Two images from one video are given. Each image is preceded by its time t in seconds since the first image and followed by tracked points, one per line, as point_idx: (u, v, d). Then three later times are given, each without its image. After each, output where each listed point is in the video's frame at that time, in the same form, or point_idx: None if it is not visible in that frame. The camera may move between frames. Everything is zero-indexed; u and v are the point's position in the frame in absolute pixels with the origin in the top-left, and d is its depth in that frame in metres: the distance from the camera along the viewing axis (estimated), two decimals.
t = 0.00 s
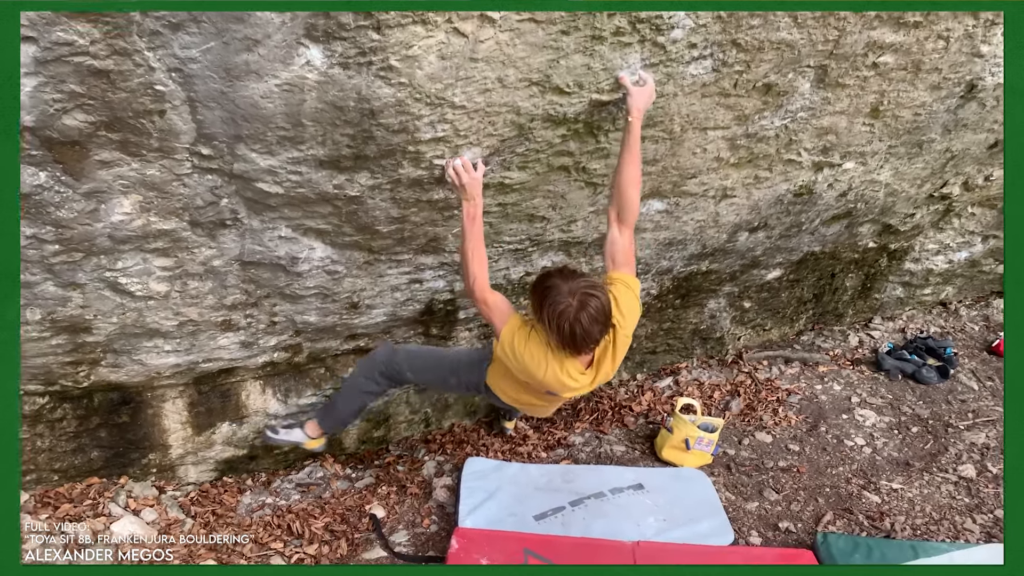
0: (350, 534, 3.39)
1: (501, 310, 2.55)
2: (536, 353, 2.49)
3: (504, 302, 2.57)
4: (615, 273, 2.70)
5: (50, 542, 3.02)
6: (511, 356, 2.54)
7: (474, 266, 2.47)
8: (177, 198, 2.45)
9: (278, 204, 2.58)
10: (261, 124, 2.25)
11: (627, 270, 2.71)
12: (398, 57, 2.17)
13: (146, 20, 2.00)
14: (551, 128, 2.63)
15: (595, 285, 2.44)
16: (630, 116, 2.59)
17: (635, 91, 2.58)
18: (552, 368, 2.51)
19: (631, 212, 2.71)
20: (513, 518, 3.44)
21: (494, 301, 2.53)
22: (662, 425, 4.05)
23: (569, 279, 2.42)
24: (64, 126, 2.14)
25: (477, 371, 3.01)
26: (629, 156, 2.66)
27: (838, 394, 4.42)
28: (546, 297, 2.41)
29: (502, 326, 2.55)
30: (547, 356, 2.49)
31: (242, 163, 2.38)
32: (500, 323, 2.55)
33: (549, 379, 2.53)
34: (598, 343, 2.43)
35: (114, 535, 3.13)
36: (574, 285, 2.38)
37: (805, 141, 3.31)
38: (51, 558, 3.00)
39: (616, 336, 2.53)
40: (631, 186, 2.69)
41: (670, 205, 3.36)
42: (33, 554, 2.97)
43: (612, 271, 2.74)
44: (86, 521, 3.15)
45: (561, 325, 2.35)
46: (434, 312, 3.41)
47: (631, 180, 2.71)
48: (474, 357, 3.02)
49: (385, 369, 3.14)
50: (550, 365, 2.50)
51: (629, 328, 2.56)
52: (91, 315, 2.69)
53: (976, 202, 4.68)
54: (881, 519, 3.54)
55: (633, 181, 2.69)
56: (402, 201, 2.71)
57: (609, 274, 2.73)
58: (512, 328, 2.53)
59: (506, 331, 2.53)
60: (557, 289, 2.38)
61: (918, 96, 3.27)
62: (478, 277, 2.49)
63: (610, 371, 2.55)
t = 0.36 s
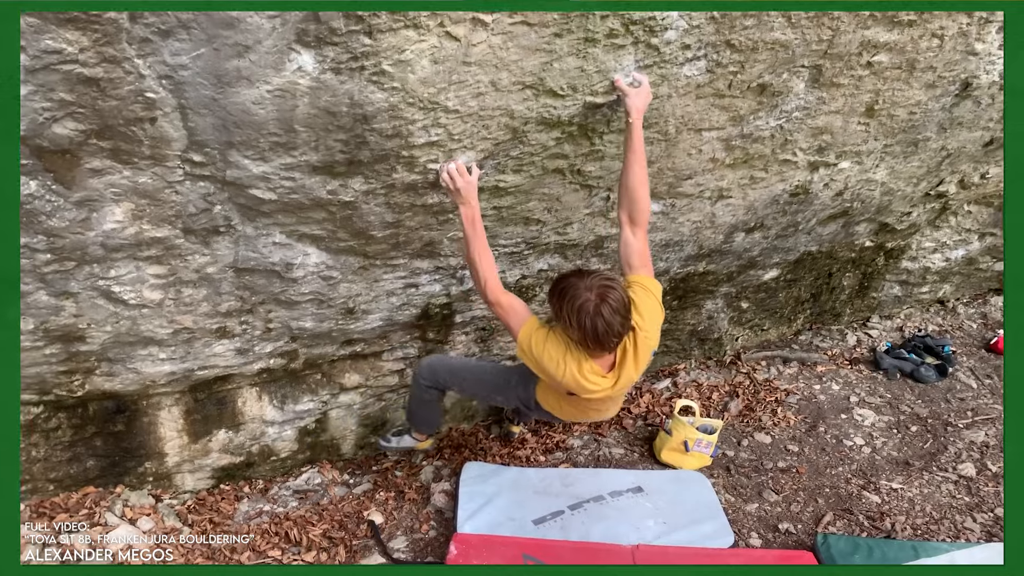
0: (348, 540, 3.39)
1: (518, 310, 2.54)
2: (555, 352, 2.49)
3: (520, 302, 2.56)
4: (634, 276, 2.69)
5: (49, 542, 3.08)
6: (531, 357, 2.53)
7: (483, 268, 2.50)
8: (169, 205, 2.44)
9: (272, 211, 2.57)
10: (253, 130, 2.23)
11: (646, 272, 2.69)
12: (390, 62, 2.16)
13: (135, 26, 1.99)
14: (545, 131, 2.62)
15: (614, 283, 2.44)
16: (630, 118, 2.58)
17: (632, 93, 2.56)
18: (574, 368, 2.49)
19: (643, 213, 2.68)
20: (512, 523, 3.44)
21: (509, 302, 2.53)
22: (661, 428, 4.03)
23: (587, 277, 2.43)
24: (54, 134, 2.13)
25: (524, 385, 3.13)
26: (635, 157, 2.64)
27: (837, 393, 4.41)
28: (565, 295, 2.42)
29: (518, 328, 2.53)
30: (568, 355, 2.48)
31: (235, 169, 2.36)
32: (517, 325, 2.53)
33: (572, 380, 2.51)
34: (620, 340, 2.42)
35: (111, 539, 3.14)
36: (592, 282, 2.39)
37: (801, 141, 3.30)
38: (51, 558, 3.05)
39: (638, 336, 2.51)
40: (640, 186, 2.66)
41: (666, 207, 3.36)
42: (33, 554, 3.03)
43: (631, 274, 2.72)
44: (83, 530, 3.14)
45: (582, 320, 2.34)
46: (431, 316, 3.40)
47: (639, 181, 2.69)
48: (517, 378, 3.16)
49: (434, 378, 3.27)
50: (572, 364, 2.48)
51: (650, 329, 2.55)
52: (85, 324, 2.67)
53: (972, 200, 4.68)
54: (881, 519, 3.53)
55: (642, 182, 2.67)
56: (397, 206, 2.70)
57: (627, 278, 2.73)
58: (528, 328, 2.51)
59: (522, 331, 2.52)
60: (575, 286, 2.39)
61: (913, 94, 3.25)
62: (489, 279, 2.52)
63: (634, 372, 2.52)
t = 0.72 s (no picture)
0: (344, 541, 3.37)
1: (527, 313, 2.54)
2: (563, 355, 2.48)
3: (528, 304, 2.55)
4: (642, 281, 2.70)
5: (48, 541, 3.04)
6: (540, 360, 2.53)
7: (489, 272, 2.50)
8: (172, 202, 2.43)
9: (273, 209, 2.56)
10: (257, 128, 2.23)
11: (653, 276, 2.69)
12: (395, 62, 2.15)
13: (140, 22, 1.98)
14: (550, 134, 2.62)
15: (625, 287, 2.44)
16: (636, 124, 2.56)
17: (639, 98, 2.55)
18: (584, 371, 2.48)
19: (649, 218, 2.68)
20: (509, 526, 3.42)
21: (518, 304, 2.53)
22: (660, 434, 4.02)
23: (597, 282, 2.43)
24: (58, 129, 2.12)
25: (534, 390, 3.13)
26: (642, 162, 2.62)
27: (837, 403, 4.40)
28: (575, 298, 2.41)
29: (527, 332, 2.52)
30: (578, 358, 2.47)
31: (237, 167, 2.36)
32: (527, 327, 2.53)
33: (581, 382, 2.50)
34: (629, 342, 2.42)
35: (107, 538, 3.12)
36: (603, 285, 2.39)
37: (805, 150, 3.29)
38: (50, 558, 3.01)
39: (647, 341, 2.51)
40: (647, 191, 2.65)
41: (669, 212, 3.35)
42: (32, 554, 2.99)
43: (638, 279, 2.73)
44: (79, 526, 3.12)
45: (593, 323, 2.34)
46: (432, 317, 3.39)
47: (646, 185, 2.68)
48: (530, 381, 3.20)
49: (446, 400, 3.35)
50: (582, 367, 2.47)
51: (659, 333, 2.55)
52: (85, 319, 2.67)
53: (976, 212, 4.67)
54: (879, 530, 3.52)
55: (649, 186, 2.65)
56: (399, 207, 2.69)
57: (635, 283, 2.73)
58: (537, 331, 2.51)
59: (530, 333, 2.51)
60: (586, 289, 2.39)
61: (920, 104, 3.23)
62: (496, 283, 2.51)
63: (643, 376, 2.52)
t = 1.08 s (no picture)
0: (334, 536, 3.39)
1: (508, 319, 2.56)
2: (543, 360, 2.48)
3: (511, 311, 2.58)
4: (628, 293, 2.69)
5: (48, 541, 2.97)
6: (519, 365, 2.54)
7: (478, 278, 2.52)
8: (180, 191, 2.48)
9: (281, 204, 2.60)
10: (266, 124, 2.28)
11: (639, 290, 2.70)
12: (404, 65, 2.19)
13: (157, 16, 2.03)
14: (555, 143, 2.64)
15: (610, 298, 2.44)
16: (638, 136, 2.59)
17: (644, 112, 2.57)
18: (562, 381, 2.48)
19: (642, 231, 2.69)
20: (499, 530, 3.44)
21: (500, 310, 2.55)
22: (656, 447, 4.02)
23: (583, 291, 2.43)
24: (73, 116, 2.18)
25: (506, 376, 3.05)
26: (640, 175, 2.65)
27: (836, 426, 4.37)
28: (560, 306, 2.41)
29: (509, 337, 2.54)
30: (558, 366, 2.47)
31: (246, 161, 2.40)
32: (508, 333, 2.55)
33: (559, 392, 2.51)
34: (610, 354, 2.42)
35: (102, 522, 3.14)
36: (589, 294, 2.38)
37: (812, 171, 3.30)
38: (50, 558, 2.94)
39: (627, 355, 2.51)
40: (643, 204, 2.67)
41: (674, 226, 3.37)
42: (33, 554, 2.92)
43: (624, 291, 2.73)
44: (75, 506, 3.16)
45: (576, 333, 2.33)
46: (433, 319, 3.41)
47: (643, 199, 2.70)
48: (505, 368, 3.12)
49: (421, 379, 3.19)
50: (561, 376, 2.48)
51: (640, 348, 2.55)
52: (91, 303, 2.72)
53: (986, 241, 4.63)
54: (870, 555, 3.50)
55: (645, 200, 2.68)
56: (404, 208, 2.72)
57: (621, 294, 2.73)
58: (517, 337, 2.52)
59: (511, 340, 2.53)
60: (573, 298, 2.38)
61: (929, 131, 3.23)
62: (483, 288, 2.54)
63: (618, 387, 2.53)
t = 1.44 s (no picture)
0: (328, 532, 3.46)
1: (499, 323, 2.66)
2: (528, 371, 2.55)
3: (506, 318, 2.70)
4: (619, 305, 2.71)
5: (49, 541, 2.96)
6: (505, 365, 2.62)
7: (472, 281, 2.63)
8: (192, 191, 2.60)
9: (287, 207, 2.71)
10: (274, 129, 2.39)
11: (631, 304, 2.70)
12: (407, 79, 2.29)
13: (173, 24, 2.15)
14: (554, 159, 2.72)
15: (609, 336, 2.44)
16: (635, 156, 2.66)
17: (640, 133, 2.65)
18: (546, 397, 2.55)
19: (637, 247, 2.73)
20: (488, 535, 3.49)
21: (494, 317, 2.67)
22: (651, 463, 4.05)
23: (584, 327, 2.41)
24: (93, 115, 2.30)
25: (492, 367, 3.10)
26: (636, 193, 2.71)
27: (834, 451, 4.36)
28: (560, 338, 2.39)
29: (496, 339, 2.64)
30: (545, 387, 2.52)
31: (255, 164, 2.51)
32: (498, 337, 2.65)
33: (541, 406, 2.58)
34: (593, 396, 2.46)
35: (105, 505, 3.22)
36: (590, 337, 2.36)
37: (812, 197, 3.34)
38: (49, 558, 2.93)
39: (614, 385, 2.58)
40: (638, 222, 2.72)
41: (674, 245, 3.42)
42: (33, 554, 2.90)
43: (616, 304, 2.75)
44: (80, 490, 3.25)
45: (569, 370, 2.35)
46: (434, 325, 3.50)
47: (638, 216, 2.76)
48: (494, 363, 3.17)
49: (417, 361, 3.26)
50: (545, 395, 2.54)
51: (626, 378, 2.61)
52: (104, 293, 2.85)
53: (993, 274, 4.58)
54: None
55: (640, 218, 2.73)
56: (406, 215, 2.82)
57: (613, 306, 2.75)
58: (508, 341, 2.62)
59: (500, 342, 2.63)
60: (572, 333, 2.36)
61: (929, 162, 3.26)
62: (476, 292, 2.65)
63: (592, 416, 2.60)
